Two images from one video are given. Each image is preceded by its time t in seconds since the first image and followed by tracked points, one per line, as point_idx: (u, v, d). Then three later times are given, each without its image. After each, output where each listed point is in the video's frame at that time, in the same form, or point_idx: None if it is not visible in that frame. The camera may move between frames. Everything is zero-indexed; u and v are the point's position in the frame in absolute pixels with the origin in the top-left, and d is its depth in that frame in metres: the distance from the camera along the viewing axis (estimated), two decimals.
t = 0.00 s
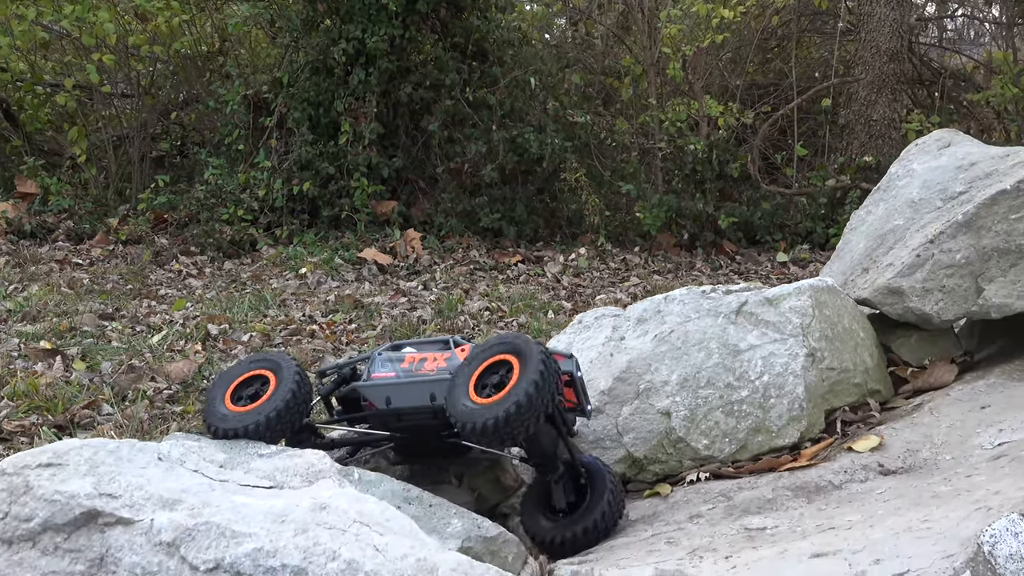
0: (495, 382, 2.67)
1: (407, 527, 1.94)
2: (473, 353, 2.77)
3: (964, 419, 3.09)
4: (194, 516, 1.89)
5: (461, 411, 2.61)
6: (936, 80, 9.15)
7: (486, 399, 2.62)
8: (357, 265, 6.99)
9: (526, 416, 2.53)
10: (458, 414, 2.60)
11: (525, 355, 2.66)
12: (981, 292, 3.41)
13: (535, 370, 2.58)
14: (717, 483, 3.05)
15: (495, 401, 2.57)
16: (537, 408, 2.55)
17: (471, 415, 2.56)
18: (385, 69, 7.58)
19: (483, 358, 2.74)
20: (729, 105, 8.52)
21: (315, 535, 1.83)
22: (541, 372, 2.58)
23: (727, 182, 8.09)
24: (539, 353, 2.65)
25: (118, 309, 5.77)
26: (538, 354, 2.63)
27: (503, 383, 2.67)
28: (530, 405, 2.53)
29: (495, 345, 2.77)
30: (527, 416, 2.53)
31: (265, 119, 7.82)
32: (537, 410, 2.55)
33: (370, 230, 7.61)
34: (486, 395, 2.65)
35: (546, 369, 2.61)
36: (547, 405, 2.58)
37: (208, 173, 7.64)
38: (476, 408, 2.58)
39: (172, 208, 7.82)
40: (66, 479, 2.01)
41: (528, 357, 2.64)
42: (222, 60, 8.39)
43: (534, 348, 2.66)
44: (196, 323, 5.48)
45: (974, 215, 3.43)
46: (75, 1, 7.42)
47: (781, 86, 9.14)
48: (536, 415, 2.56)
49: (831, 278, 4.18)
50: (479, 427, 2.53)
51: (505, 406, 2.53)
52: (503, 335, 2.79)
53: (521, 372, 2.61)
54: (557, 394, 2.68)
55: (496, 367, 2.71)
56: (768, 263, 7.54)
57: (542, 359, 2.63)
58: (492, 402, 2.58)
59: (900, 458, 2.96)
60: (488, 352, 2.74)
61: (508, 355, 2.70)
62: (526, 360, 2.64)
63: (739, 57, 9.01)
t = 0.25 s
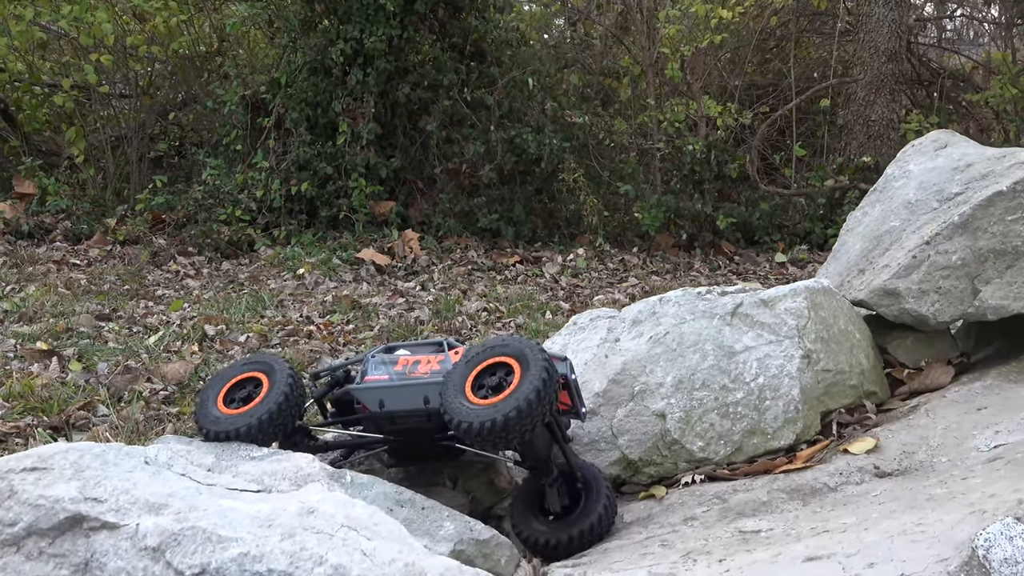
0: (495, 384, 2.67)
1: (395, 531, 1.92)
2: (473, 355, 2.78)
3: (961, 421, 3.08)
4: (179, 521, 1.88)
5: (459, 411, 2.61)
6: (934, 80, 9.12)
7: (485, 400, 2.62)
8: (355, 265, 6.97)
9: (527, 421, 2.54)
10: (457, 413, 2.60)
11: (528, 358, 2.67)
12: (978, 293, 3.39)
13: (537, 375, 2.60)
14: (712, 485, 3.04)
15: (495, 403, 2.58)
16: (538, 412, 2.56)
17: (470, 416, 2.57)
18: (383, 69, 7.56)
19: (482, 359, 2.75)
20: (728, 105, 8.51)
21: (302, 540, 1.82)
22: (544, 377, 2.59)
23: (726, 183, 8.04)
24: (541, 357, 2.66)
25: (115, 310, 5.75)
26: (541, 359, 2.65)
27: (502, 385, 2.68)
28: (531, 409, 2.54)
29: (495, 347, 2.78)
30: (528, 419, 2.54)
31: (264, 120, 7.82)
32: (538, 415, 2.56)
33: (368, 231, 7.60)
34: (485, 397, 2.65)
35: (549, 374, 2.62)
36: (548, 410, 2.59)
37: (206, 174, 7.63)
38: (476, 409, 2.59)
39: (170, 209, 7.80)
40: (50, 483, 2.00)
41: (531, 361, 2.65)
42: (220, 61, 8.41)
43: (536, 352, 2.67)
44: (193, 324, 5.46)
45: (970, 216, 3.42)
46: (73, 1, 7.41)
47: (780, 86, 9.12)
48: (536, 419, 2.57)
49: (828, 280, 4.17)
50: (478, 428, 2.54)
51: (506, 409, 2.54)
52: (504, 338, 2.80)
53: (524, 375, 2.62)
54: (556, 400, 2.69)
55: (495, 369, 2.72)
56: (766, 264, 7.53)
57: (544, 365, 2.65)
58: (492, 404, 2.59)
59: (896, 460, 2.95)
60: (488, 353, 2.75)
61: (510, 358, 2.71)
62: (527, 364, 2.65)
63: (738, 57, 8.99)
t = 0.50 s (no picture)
0: (494, 386, 2.67)
1: (386, 538, 1.91)
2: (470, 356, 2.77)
3: (958, 424, 3.07)
4: (168, 528, 1.86)
5: (457, 411, 2.60)
6: (933, 81, 9.10)
7: (484, 402, 2.62)
8: (353, 266, 6.96)
9: (527, 425, 2.54)
10: (454, 413, 2.59)
11: (529, 363, 2.67)
12: (976, 295, 3.38)
13: (540, 380, 2.61)
14: (709, 488, 3.03)
15: (496, 405, 2.57)
16: (539, 417, 2.56)
17: (469, 416, 2.56)
18: (381, 69, 7.54)
19: (480, 361, 2.74)
20: (726, 106, 8.50)
21: (292, 547, 1.80)
22: (546, 382, 2.60)
23: (725, 183, 8.05)
24: (543, 362, 2.67)
25: (112, 310, 5.74)
26: (542, 365, 2.66)
27: (501, 388, 2.67)
28: (532, 414, 2.54)
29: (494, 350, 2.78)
30: (528, 423, 2.54)
31: (262, 120, 7.82)
32: (538, 419, 2.56)
33: (367, 231, 7.59)
34: (483, 398, 2.65)
35: (550, 380, 2.63)
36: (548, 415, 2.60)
37: (204, 174, 7.62)
38: (475, 409, 2.58)
39: (168, 209, 7.79)
40: (38, 490, 1.98)
41: (533, 366, 2.66)
42: (219, 61, 8.39)
43: (538, 357, 2.68)
44: (191, 325, 5.44)
45: (969, 218, 3.40)
46: (71, 1, 7.39)
47: (779, 86, 9.11)
48: (536, 424, 2.57)
49: (826, 282, 4.16)
50: (477, 429, 2.53)
51: (507, 412, 2.54)
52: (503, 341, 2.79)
53: (525, 380, 2.63)
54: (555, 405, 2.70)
55: (494, 371, 2.71)
56: (766, 264, 7.51)
57: (546, 370, 2.65)
58: (492, 406, 2.58)
59: (893, 463, 2.94)
60: (487, 355, 2.74)
61: (511, 361, 2.70)
62: (529, 369, 2.66)
63: (736, 58, 8.97)
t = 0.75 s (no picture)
0: (512, 391, 2.70)
1: (392, 559, 1.91)
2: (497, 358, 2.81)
3: (959, 435, 3.08)
4: (176, 551, 1.88)
5: (475, 413, 2.65)
6: (932, 83, 9.09)
7: (501, 406, 2.66)
8: (352, 269, 6.96)
9: (538, 431, 2.57)
10: (470, 415, 2.65)
11: (548, 370, 2.69)
12: (975, 306, 3.39)
13: (558, 388, 2.62)
14: (710, 500, 3.04)
15: (512, 410, 2.61)
16: (550, 425, 2.58)
17: (483, 419, 2.61)
18: (380, 72, 7.54)
19: (504, 363, 2.78)
20: (725, 109, 8.51)
21: (299, 570, 1.81)
22: (562, 390, 2.61)
23: (723, 186, 8.07)
24: (562, 369, 2.68)
25: (111, 315, 5.74)
26: (562, 372, 2.67)
27: (520, 392, 2.70)
28: (544, 421, 2.56)
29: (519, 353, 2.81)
30: (539, 430, 2.57)
31: (261, 122, 7.82)
32: (550, 427, 2.58)
33: (366, 235, 7.59)
34: (501, 401, 2.69)
35: (567, 389, 2.64)
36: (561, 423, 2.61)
37: (203, 176, 7.61)
38: (490, 413, 2.63)
39: (166, 211, 7.79)
40: (45, 511, 1.99)
41: (552, 372, 2.67)
42: (218, 63, 8.34)
43: (558, 364, 2.69)
44: (190, 329, 5.44)
45: (968, 229, 3.41)
46: (69, 3, 7.37)
47: (777, 89, 9.12)
48: (548, 431, 2.59)
49: (825, 291, 4.17)
50: (489, 431, 2.58)
51: (522, 418, 2.57)
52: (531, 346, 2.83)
53: (542, 386, 2.65)
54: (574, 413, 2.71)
55: (517, 375, 2.75)
56: (764, 268, 7.52)
57: (566, 378, 2.67)
58: (507, 410, 2.62)
59: (894, 475, 2.95)
60: (510, 358, 2.77)
61: (533, 366, 2.73)
62: (549, 375, 2.68)
63: (736, 60, 8.95)
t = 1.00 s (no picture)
0: (538, 395, 2.83)
1: (413, 565, 1.93)
2: (519, 361, 2.94)
3: (961, 439, 3.12)
4: (202, 557, 1.89)
5: (502, 415, 2.77)
6: (928, 84, 9.04)
7: (527, 409, 2.78)
8: (352, 271, 6.98)
9: (566, 437, 2.70)
10: (497, 418, 2.76)
11: (573, 377, 2.82)
12: (978, 310, 3.43)
13: (582, 396, 2.75)
14: (717, 503, 3.07)
15: (538, 415, 2.74)
16: (576, 430, 2.71)
17: (511, 424, 2.73)
18: (380, 74, 7.56)
19: (527, 368, 2.91)
20: (723, 110, 8.54)
21: None
22: (587, 396, 2.75)
23: (721, 188, 8.10)
24: (586, 374, 2.82)
25: (113, 317, 5.74)
26: (587, 381, 2.79)
27: (545, 396, 2.84)
28: (571, 427, 2.70)
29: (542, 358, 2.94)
30: (567, 435, 2.70)
31: (260, 124, 7.83)
32: (576, 433, 2.71)
33: (365, 236, 7.60)
34: (527, 405, 2.81)
35: (592, 395, 2.78)
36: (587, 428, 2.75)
37: (202, 178, 7.62)
38: (517, 417, 2.75)
39: (165, 213, 7.79)
40: (73, 519, 2.01)
41: (578, 378, 2.81)
42: (216, 65, 8.31)
43: (583, 371, 2.83)
44: (192, 332, 5.45)
45: (970, 234, 3.45)
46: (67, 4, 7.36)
47: (775, 91, 9.16)
48: (574, 436, 2.73)
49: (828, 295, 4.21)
50: (516, 435, 2.70)
51: (547, 423, 2.70)
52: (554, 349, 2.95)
53: (567, 392, 2.78)
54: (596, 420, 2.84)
55: (541, 379, 2.88)
56: (762, 269, 7.56)
57: (589, 386, 2.80)
58: (534, 415, 2.75)
59: (898, 478, 2.99)
60: (534, 363, 2.91)
61: (559, 371, 2.85)
62: (574, 383, 2.80)
63: (732, 61, 8.99)
